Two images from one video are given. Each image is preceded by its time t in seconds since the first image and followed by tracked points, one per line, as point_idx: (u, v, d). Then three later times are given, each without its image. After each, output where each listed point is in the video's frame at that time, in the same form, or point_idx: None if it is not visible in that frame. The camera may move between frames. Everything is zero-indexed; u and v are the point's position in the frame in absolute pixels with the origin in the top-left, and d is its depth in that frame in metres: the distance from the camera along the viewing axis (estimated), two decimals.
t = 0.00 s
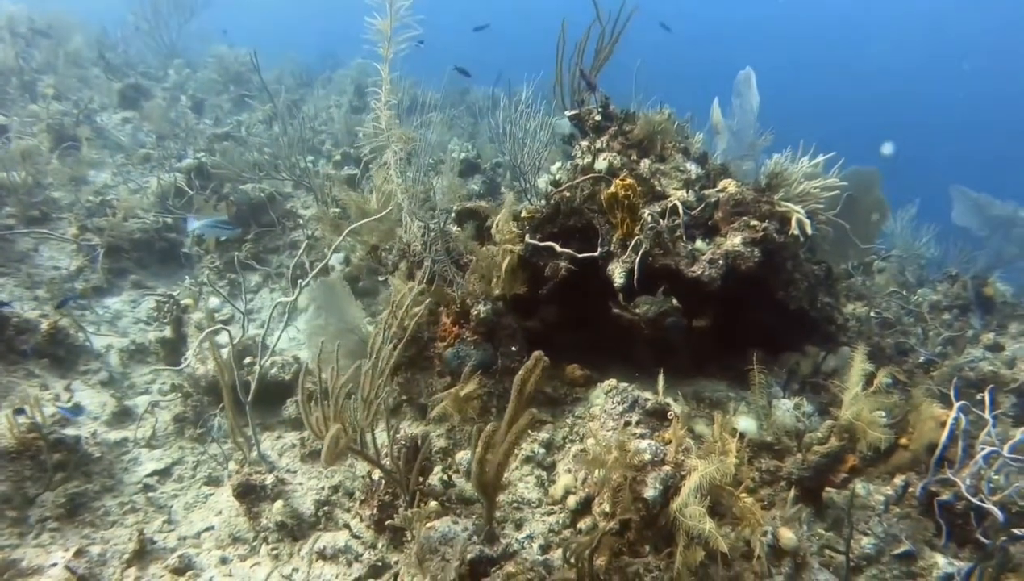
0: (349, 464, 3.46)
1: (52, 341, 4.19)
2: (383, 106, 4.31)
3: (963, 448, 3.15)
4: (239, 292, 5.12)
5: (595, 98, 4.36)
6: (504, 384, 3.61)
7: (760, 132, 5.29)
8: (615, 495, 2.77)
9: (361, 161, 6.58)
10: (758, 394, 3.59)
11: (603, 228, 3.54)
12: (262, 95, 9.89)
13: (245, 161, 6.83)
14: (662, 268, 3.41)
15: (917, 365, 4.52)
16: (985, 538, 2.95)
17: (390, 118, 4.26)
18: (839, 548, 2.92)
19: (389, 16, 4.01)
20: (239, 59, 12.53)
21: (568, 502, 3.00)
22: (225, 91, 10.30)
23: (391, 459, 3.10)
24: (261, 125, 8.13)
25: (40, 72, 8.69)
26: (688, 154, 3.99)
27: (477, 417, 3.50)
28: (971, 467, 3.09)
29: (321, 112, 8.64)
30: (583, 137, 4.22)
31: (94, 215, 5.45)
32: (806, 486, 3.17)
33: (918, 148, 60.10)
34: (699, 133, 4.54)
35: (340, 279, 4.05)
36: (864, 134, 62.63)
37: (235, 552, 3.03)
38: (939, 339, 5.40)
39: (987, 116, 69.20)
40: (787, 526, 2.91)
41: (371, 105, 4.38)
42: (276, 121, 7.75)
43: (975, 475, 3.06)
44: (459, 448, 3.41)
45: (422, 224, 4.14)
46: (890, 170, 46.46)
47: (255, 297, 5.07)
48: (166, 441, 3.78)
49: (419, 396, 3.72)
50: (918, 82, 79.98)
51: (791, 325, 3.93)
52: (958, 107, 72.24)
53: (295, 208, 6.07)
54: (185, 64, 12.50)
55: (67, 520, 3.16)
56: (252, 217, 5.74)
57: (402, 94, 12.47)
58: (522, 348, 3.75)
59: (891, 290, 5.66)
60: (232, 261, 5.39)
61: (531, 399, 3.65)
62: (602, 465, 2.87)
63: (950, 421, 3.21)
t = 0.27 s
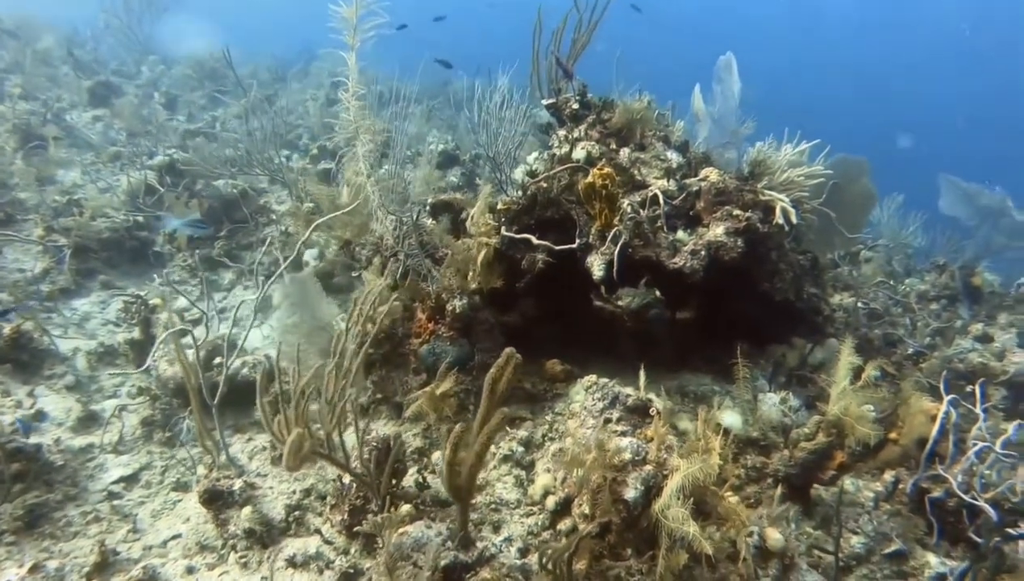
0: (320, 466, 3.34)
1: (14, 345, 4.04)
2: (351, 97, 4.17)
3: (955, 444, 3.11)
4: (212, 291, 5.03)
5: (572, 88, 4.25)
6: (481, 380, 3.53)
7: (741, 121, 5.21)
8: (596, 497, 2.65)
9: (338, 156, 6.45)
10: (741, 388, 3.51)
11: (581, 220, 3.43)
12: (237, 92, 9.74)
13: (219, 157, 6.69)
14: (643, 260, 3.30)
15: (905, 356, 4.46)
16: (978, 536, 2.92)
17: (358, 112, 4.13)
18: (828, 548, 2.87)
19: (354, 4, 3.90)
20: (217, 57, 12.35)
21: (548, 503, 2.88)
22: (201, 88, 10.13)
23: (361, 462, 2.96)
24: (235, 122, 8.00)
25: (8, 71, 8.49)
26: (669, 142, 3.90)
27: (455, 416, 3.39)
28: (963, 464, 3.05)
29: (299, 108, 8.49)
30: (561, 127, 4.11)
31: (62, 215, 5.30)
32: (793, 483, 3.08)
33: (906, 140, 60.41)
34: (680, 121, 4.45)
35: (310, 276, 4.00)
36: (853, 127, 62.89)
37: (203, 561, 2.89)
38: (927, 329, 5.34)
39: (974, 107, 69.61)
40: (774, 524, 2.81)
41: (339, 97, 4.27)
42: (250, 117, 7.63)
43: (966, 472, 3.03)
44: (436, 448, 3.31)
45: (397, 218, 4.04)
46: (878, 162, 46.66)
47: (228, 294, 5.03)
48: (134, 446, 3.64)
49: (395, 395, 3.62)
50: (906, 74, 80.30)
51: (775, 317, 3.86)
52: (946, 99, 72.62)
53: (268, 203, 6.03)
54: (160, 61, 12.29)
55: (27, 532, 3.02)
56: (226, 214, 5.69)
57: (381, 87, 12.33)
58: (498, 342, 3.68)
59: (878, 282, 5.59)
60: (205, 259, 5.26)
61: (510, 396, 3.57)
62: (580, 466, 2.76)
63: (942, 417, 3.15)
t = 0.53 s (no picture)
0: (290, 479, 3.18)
1: None
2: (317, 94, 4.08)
3: (942, 444, 3.03)
4: (183, 295, 4.87)
5: (549, 84, 4.16)
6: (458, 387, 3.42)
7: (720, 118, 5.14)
8: (573, 509, 2.54)
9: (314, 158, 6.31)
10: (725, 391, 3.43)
11: (559, 220, 3.32)
12: (211, 94, 9.61)
13: (191, 159, 6.55)
14: (623, 261, 3.20)
15: (890, 354, 4.40)
16: (965, 538, 2.85)
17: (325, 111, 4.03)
18: (815, 555, 2.78)
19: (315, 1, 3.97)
20: (193, 58, 12.14)
21: (526, 514, 2.77)
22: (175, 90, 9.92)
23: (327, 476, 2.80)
24: (208, 124, 7.86)
25: None
26: (649, 140, 3.81)
27: (432, 425, 3.27)
28: (949, 464, 2.98)
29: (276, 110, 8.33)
30: (538, 124, 4.01)
31: (25, 220, 5.11)
32: (778, 488, 3.00)
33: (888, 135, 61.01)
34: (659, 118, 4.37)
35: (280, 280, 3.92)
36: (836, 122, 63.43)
37: None
38: (912, 326, 5.30)
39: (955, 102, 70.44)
40: (760, 533, 2.76)
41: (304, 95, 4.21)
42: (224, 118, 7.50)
43: (953, 472, 2.96)
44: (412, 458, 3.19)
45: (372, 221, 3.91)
46: (862, 156, 47.05)
47: (202, 299, 4.86)
48: (97, 459, 3.44)
49: (369, 403, 3.49)
50: (888, 70, 81.08)
51: (759, 317, 3.79)
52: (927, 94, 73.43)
53: (241, 205, 5.91)
54: (133, 62, 12.08)
55: None
56: (197, 217, 5.57)
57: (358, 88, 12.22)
58: (476, 347, 3.57)
59: (863, 279, 5.54)
60: (175, 264, 5.09)
61: (489, 401, 3.47)
62: (558, 477, 2.65)
63: (928, 415, 3.08)
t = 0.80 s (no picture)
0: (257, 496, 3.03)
1: None
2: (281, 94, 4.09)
3: (925, 447, 3.00)
4: (152, 301, 4.71)
5: (526, 83, 4.08)
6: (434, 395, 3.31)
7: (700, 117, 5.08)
8: (550, 524, 2.46)
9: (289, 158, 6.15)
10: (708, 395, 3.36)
11: (536, 223, 3.23)
12: (185, 94, 9.41)
13: (162, 160, 6.37)
14: (602, 264, 3.12)
15: (873, 354, 4.36)
16: (949, 543, 2.80)
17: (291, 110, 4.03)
18: (798, 564, 2.71)
19: None
20: (167, 57, 11.90)
21: (502, 527, 2.67)
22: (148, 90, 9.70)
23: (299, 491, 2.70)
24: (181, 124, 7.69)
25: None
26: (629, 139, 3.74)
27: (407, 435, 3.14)
28: (932, 468, 2.94)
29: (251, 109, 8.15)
30: (515, 124, 3.92)
31: None
32: (762, 497, 2.91)
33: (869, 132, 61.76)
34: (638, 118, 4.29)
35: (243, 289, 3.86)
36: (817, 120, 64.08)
37: None
38: (895, 324, 5.27)
39: (934, 99, 71.46)
40: (742, 542, 2.68)
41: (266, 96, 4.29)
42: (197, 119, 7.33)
43: (936, 477, 2.92)
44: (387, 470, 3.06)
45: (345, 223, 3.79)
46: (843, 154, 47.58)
47: (172, 305, 4.70)
48: (55, 475, 3.29)
49: (342, 413, 3.36)
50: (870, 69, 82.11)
51: (743, 318, 3.72)
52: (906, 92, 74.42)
53: (214, 208, 5.75)
54: (105, 62, 11.82)
55: None
56: (167, 221, 5.41)
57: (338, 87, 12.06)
58: (454, 353, 3.43)
59: (846, 278, 5.51)
60: (144, 269, 4.93)
61: (468, 408, 3.38)
62: (534, 491, 2.58)
63: (910, 418, 3.05)
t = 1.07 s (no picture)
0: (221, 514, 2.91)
1: None
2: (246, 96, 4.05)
3: (908, 453, 2.97)
4: (120, 307, 4.55)
5: (503, 84, 4.01)
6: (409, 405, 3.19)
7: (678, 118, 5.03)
8: (525, 542, 2.37)
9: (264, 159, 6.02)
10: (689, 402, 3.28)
11: (511, 228, 3.13)
12: (159, 94, 9.23)
13: (132, 161, 6.21)
14: (579, 271, 3.05)
15: (855, 357, 4.33)
16: (932, 552, 2.75)
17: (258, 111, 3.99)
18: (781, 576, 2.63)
19: None
20: (142, 56, 11.67)
21: (476, 542, 2.57)
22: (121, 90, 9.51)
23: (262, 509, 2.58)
24: (154, 125, 7.52)
25: None
26: (608, 140, 3.69)
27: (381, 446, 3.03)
28: (916, 475, 2.89)
29: (227, 110, 8.00)
30: (491, 126, 3.85)
31: None
32: (743, 507, 2.85)
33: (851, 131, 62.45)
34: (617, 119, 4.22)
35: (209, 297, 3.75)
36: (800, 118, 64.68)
37: None
38: (877, 326, 5.26)
39: (914, 98, 72.40)
40: (723, 554, 2.61)
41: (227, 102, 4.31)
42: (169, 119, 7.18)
43: (920, 484, 2.88)
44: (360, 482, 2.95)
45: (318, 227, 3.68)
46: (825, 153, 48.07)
47: (141, 312, 4.55)
48: (11, 492, 3.14)
49: (314, 424, 3.22)
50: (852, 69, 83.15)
51: (726, 322, 3.65)
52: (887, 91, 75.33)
53: (186, 211, 5.59)
54: (77, 61, 11.57)
55: None
56: (135, 225, 5.25)
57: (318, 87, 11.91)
58: (429, 361, 3.33)
59: (829, 280, 5.49)
60: (111, 274, 4.77)
61: (443, 419, 3.28)
62: (507, 508, 2.50)
63: (893, 424, 3.01)
